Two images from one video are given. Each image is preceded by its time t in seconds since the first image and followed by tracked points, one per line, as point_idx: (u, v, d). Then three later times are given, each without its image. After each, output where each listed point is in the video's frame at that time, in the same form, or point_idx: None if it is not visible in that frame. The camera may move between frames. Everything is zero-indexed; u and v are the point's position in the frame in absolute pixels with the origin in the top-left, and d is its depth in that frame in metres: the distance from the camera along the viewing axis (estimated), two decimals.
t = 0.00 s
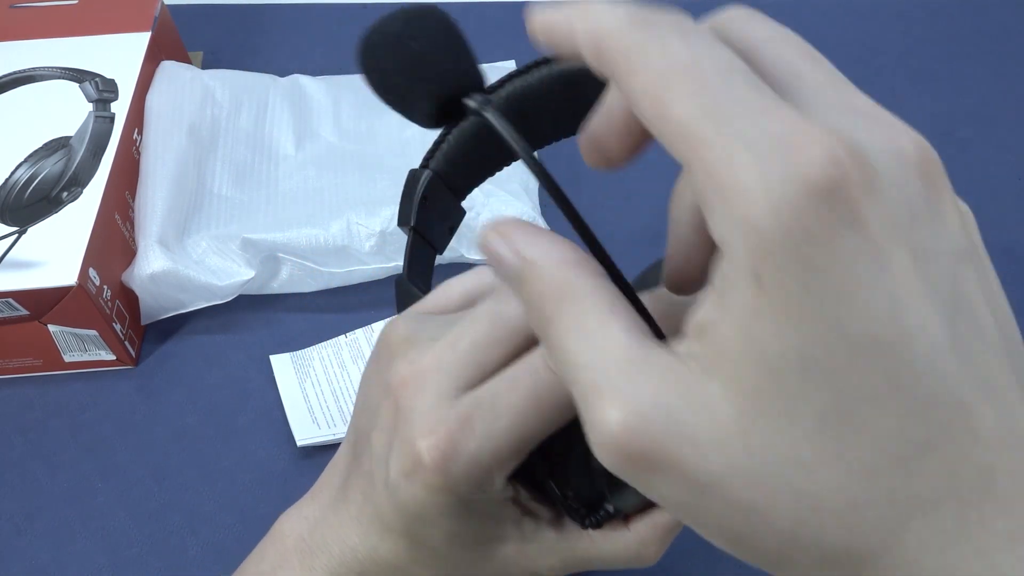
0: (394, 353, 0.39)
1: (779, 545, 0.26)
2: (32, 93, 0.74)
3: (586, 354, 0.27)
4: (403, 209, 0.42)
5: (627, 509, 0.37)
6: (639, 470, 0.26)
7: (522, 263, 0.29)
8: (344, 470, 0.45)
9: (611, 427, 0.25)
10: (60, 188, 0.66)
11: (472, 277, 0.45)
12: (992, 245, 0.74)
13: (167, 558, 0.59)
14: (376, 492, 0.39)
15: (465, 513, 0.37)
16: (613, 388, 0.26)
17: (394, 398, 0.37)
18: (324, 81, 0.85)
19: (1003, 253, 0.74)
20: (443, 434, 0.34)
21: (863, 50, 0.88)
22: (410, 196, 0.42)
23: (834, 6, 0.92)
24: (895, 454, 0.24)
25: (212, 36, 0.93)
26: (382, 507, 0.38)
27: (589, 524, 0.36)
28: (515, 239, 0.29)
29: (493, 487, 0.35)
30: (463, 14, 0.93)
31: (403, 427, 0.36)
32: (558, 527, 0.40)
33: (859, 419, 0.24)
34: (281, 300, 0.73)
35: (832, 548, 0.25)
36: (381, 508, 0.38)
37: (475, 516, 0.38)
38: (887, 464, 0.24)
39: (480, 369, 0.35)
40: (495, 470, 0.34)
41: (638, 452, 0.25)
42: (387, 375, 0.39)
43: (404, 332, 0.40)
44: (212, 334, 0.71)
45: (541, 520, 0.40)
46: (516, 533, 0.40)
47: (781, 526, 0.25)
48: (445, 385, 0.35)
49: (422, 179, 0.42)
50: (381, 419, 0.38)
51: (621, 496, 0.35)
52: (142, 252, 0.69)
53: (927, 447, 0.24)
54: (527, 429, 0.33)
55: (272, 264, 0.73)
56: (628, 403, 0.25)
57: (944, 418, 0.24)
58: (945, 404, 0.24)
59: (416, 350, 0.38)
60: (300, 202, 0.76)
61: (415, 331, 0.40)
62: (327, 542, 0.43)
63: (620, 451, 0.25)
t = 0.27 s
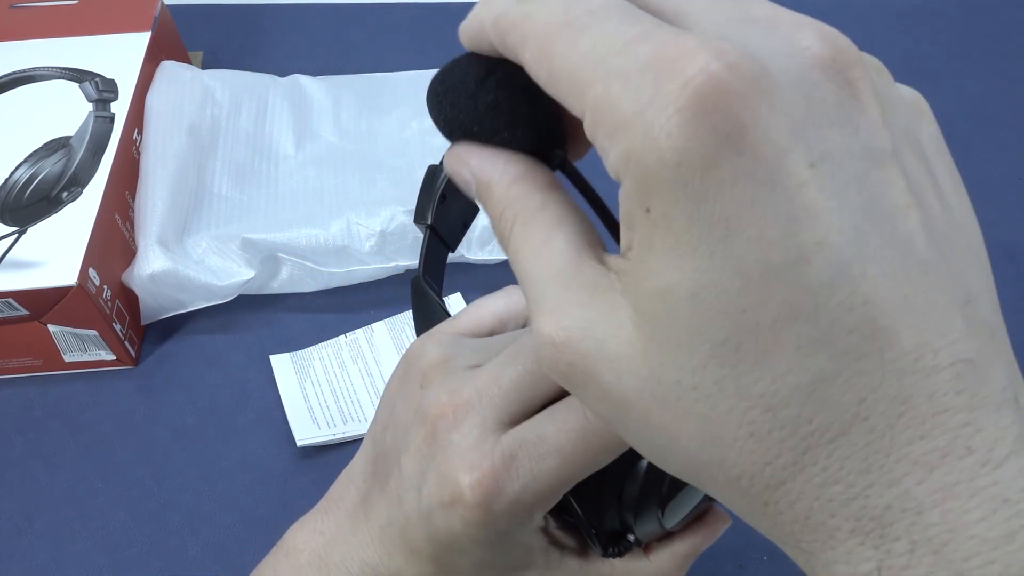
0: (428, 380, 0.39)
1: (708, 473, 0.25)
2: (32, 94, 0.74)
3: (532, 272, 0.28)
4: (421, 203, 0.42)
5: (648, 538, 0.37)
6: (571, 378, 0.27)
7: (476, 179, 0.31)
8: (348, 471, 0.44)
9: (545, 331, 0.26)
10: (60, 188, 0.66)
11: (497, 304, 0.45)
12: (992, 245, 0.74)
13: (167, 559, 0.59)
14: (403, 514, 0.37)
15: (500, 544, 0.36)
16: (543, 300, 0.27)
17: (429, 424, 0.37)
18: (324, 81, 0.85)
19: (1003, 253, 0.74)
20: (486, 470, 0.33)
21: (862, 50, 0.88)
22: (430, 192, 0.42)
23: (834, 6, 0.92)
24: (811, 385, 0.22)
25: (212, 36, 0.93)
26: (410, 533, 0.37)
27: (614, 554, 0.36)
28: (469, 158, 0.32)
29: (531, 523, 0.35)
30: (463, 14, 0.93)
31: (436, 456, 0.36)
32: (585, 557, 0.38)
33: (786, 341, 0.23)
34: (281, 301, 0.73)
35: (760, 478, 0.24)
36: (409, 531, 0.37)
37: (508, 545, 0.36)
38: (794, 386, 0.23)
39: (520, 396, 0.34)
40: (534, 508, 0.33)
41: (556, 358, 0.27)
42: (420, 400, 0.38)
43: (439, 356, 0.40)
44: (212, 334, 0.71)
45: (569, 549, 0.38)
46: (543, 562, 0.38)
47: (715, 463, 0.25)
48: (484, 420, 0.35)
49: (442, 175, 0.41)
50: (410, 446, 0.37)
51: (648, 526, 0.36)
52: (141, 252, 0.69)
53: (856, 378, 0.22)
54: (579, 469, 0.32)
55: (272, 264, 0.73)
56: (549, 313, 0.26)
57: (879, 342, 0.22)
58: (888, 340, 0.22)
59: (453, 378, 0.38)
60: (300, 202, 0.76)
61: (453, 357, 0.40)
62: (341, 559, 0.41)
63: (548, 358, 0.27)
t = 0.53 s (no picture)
0: (425, 379, 0.39)
1: (725, 487, 0.26)
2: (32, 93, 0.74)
3: (525, 284, 0.27)
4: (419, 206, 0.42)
5: (646, 542, 0.37)
6: (586, 396, 0.26)
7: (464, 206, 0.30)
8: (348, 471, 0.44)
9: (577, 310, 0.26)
10: (60, 188, 0.66)
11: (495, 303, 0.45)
12: (991, 245, 0.74)
13: (167, 559, 0.59)
14: (401, 515, 0.37)
15: (497, 544, 0.36)
16: (544, 312, 0.26)
17: (425, 423, 0.37)
18: (324, 81, 0.85)
19: (1002, 254, 0.73)
20: (480, 468, 0.33)
21: (862, 50, 0.88)
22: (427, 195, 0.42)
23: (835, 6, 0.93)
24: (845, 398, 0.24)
25: (212, 36, 0.93)
26: (406, 533, 0.37)
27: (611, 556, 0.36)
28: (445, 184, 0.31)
29: (526, 524, 0.35)
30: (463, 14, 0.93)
31: (431, 456, 0.36)
32: (581, 559, 0.39)
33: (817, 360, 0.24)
34: (281, 301, 0.73)
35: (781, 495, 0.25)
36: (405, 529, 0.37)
37: (503, 544, 0.36)
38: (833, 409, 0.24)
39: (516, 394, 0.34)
40: (528, 507, 0.33)
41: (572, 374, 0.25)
42: (417, 399, 0.39)
43: (436, 354, 0.40)
44: (211, 334, 0.71)
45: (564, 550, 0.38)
46: (539, 562, 0.38)
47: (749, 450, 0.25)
48: (479, 418, 0.35)
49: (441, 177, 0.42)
50: (406, 444, 0.37)
51: (645, 529, 0.36)
52: (141, 252, 0.69)
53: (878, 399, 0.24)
54: (571, 467, 0.32)
55: (272, 264, 0.73)
56: (563, 328, 0.25)
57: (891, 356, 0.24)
58: (908, 356, 0.24)
59: (451, 378, 0.38)
60: (300, 202, 0.76)
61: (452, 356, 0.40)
62: (339, 558, 0.41)
63: (560, 380, 0.25)
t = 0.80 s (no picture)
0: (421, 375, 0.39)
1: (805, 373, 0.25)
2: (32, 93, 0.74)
3: (641, 152, 0.26)
4: (425, 206, 0.43)
5: (641, 542, 0.37)
6: (707, 250, 0.25)
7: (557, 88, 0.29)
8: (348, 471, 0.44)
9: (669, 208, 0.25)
10: (60, 188, 0.66)
11: (494, 302, 0.45)
12: (993, 244, 0.74)
13: (166, 559, 0.59)
14: (398, 515, 0.37)
15: (492, 544, 0.36)
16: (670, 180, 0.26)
17: (421, 421, 0.36)
18: (324, 81, 0.85)
19: (1004, 253, 0.73)
20: (476, 469, 0.33)
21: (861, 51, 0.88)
22: (433, 194, 0.43)
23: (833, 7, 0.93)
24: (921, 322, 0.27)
25: (212, 36, 0.93)
26: (401, 530, 0.37)
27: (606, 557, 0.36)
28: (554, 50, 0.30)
29: (520, 523, 0.35)
30: (462, 13, 0.93)
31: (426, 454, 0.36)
32: (577, 559, 0.39)
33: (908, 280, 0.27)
34: (280, 300, 0.73)
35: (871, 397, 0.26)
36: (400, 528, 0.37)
37: (500, 543, 0.36)
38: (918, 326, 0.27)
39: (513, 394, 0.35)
40: (524, 507, 0.34)
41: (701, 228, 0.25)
42: (413, 395, 0.38)
43: (433, 352, 0.40)
44: (211, 334, 0.71)
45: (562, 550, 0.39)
46: (536, 562, 0.38)
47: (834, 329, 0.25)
48: (475, 416, 0.35)
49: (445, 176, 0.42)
50: (402, 442, 0.37)
51: (640, 528, 0.36)
52: (142, 252, 0.69)
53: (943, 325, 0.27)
54: (567, 468, 0.32)
55: (272, 264, 0.73)
56: (705, 182, 0.25)
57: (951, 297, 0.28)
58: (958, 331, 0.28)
59: (448, 375, 0.38)
60: (300, 202, 0.76)
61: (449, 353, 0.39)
62: (335, 558, 0.41)
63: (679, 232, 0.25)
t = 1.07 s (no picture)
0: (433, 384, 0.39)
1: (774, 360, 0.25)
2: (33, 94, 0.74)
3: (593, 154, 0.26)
4: (442, 214, 0.43)
5: (646, 557, 0.37)
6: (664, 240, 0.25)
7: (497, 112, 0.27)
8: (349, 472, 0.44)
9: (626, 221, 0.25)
10: (60, 188, 0.66)
11: (509, 309, 0.45)
12: (992, 243, 0.74)
13: (167, 558, 0.59)
14: (404, 518, 0.37)
15: (499, 551, 0.36)
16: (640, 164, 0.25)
17: (432, 428, 0.36)
18: (324, 81, 0.85)
19: (1003, 253, 0.73)
20: (486, 479, 0.33)
21: (860, 51, 0.89)
22: (450, 202, 0.43)
23: (833, 8, 0.93)
24: (911, 298, 0.25)
25: (212, 36, 0.93)
26: (409, 536, 0.37)
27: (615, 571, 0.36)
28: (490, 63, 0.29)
29: (530, 533, 0.35)
30: (462, 13, 0.93)
31: (438, 462, 0.35)
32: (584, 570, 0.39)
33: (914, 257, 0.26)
34: (281, 301, 0.73)
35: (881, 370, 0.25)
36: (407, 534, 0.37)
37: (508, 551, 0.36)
38: (928, 298, 0.25)
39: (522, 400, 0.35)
40: (534, 517, 0.33)
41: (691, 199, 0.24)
42: (425, 402, 0.38)
43: (446, 359, 0.40)
44: (212, 334, 0.71)
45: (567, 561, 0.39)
46: (536, 563, 0.38)
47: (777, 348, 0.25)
48: (488, 425, 0.35)
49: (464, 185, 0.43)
50: (412, 448, 0.37)
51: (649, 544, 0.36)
52: (142, 252, 0.69)
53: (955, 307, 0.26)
54: (578, 479, 0.33)
55: (272, 264, 0.73)
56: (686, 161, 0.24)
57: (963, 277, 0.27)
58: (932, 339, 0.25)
59: (460, 382, 0.38)
60: (300, 202, 0.76)
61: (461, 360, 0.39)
62: (340, 560, 0.41)
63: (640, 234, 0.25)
